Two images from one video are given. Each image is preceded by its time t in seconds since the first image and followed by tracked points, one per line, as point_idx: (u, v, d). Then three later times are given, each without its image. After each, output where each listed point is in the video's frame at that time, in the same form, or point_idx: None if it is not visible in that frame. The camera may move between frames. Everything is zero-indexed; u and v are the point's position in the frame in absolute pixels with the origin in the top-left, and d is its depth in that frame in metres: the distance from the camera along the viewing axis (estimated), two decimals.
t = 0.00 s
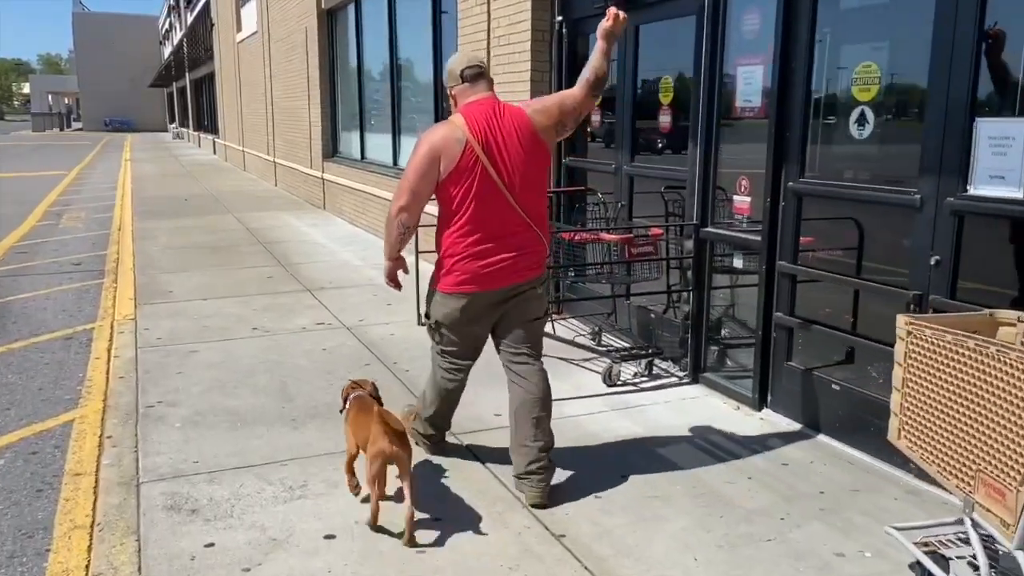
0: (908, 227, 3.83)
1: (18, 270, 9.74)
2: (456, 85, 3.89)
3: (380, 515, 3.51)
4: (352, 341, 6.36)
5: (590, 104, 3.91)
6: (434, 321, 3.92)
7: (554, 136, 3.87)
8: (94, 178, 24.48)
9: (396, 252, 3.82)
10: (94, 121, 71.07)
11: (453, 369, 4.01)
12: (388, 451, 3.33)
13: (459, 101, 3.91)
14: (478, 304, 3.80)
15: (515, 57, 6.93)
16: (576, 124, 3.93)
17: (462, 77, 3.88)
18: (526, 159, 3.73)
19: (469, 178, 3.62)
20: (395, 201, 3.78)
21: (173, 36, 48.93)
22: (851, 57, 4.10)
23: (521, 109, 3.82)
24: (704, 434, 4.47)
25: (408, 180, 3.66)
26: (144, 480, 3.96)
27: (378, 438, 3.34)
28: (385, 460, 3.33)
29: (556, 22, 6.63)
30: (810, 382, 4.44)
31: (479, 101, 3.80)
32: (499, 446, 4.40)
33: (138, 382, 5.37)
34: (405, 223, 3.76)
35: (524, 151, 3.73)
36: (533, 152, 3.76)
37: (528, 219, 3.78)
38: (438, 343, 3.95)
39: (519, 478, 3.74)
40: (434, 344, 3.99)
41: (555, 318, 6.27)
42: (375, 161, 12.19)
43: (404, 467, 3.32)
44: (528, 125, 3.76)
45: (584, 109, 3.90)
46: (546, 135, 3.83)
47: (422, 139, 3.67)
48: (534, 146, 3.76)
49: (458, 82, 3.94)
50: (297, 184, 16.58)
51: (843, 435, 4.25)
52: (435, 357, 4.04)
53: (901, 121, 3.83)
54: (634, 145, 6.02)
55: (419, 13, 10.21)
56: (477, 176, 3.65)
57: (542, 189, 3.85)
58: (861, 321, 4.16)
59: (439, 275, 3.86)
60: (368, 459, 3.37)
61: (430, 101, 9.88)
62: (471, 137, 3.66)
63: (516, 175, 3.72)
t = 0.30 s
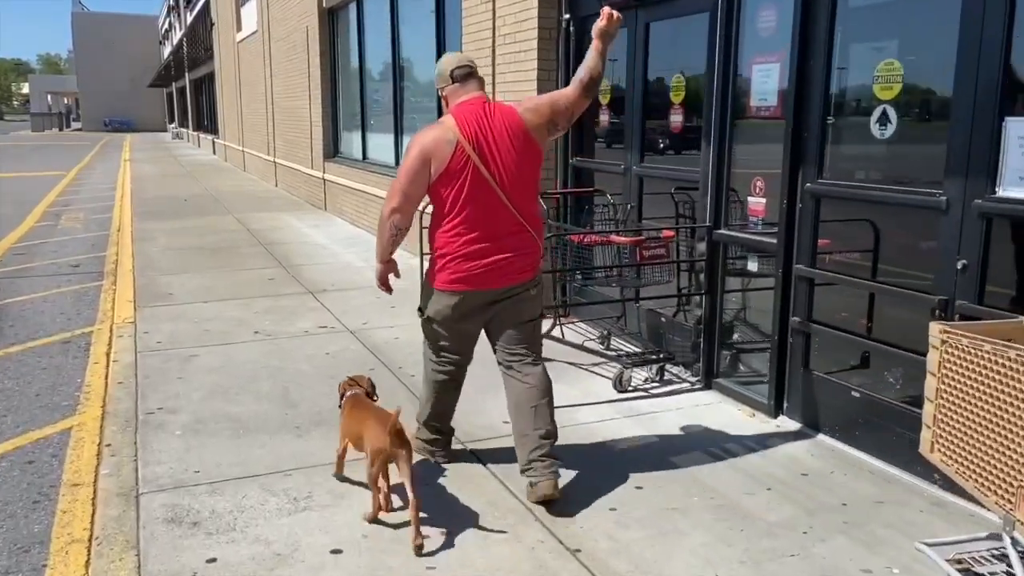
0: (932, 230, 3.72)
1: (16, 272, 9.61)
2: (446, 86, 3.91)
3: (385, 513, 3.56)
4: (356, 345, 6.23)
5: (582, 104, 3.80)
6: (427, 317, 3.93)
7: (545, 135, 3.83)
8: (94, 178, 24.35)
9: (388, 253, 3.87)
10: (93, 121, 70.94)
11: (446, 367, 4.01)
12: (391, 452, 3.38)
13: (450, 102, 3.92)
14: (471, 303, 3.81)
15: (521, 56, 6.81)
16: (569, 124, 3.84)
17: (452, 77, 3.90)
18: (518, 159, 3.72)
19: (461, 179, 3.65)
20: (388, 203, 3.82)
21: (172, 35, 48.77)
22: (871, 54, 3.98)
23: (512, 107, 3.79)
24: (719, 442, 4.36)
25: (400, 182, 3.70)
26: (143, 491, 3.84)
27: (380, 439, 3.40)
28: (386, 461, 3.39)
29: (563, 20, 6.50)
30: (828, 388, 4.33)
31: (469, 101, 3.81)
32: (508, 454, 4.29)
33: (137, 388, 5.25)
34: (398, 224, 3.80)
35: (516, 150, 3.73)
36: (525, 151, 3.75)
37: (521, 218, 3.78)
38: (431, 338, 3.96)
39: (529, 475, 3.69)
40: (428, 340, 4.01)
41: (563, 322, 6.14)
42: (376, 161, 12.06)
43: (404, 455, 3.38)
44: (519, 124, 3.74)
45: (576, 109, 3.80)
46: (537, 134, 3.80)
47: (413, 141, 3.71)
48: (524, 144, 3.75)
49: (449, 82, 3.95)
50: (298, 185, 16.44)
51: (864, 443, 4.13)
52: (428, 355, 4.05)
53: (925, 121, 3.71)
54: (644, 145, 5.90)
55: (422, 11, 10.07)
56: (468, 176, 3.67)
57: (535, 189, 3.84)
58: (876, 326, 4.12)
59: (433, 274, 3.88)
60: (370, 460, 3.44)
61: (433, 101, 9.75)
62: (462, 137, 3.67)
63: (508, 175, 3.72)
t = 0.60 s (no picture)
0: (959, 235, 3.60)
1: (14, 275, 9.47)
2: (441, 84, 3.93)
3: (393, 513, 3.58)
4: (360, 351, 6.11)
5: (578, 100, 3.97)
6: (423, 319, 3.89)
7: (540, 130, 3.89)
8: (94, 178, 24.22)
9: (379, 249, 3.84)
10: (93, 121, 70.79)
11: (445, 369, 3.93)
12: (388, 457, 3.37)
13: (444, 99, 3.94)
14: (468, 302, 3.77)
15: (528, 57, 6.68)
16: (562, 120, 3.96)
17: (445, 74, 3.93)
18: (512, 154, 3.74)
19: (455, 173, 3.65)
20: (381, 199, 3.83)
21: (173, 35, 48.77)
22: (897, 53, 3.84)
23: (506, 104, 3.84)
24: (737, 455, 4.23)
25: (393, 177, 3.71)
26: (144, 506, 3.71)
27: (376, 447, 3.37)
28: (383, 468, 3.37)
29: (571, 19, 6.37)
30: (848, 398, 4.22)
31: (463, 97, 3.85)
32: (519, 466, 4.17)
33: (137, 396, 5.12)
34: (390, 220, 3.79)
35: (510, 146, 3.75)
36: (519, 147, 3.77)
37: (514, 215, 3.77)
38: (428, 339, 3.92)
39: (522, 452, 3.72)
40: (426, 342, 3.96)
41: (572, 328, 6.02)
42: (379, 163, 11.93)
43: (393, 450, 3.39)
44: (512, 120, 3.77)
45: (571, 105, 3.94)
46: (532, 129, 3.85)
47: (407, 137, 3.72)
48: (518, 140, 3.76)
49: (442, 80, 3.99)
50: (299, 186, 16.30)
51: (887, 455, 4.01)
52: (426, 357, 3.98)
53: (953, 122, 3.58)
54: (655, 147, 5.78)
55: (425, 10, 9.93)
56: (462, 171, 3.67)
57: (529, 185, 3.85)
58: (894, 332, 4.05)
59: (427, 272, 3.84)
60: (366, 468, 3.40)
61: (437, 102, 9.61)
62: (455, 132, 3.68)
63: (502, 171, 3.72)
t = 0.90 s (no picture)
0: (1000, 245, 3.44)
1: (12, 281, 9.30)
2: (440, 83, 3.94)
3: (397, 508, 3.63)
4: (366, 361, 5.95)
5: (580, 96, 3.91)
6: (431, 324, 3.82)
7: (540, 128, 3.87)
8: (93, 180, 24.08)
9: (372, 241, 3.85)
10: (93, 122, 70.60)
11: (459, 376, 3.84)
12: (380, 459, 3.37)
13: (443, 98, 3.94)
14: (473, 300, 3.76)
15: (538, 58, 6.53)
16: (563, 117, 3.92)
17: (444, 74, 3.94)
18: (512, 153, 3.74)
19: (454, 171, 3.66)
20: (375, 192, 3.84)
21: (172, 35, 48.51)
22: (930, 55, 3.68)
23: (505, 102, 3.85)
24: (762, 473, 4.06)
25: (389, 172, 3.72)
26: (145, 530, 3.54)
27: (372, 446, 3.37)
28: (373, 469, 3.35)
29: (581, 21, 6.23)
30: (875, 414, 4.06)
31: (461, 95, 3.85)
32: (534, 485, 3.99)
33: (138, 410, 4.96)
34: (383, 213, 3.81)
35: (510, 145, 3.75)
36: (519, 145, 3.77)
37: (514, 213, 3.78)
38: (439, 346, 3.83)
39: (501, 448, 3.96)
40: (435, 350, 3.86)
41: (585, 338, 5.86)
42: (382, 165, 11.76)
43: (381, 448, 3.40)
44: (511, 117, 3.78)
45: (571, 102, 3.88)
46: (532, 127, 3.83)
47: (405, 134, 3.74)
48: (517, 137, 3.76)
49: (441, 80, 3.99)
50: (301, 189, 16.14)
51: (920, 474, 3.84)
52: (436, 366, 3.88)
53: (993, 127, 3.42)
54: (670, 151, 5.62)
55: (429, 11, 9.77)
56: (462, 169, 3.68)
57: (529, 184, 3.85)
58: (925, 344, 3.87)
59: (427, 270, 3.84)
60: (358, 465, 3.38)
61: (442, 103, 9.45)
62: (455, 130, 3.69)
63: (501, 169, 3.73)
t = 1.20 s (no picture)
0: None
1: (10, 284, 9.19)
2: (442, 87, 3.83)
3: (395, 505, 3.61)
4: (370, 368, 5.83)
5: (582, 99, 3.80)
6: (438, 331, 3.69)
7: (542, 132, 3.76)
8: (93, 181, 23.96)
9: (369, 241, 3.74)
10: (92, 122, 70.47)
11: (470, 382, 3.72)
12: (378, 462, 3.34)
13: (444, 102, 3.83)
14: (479, 304, 3.65)
15: (544, 59, 6.42)
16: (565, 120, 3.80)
17: (445, 80, 3.84)
18: (515, 157, 3.64)
19: (457, 175, 3.55)
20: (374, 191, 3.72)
21: (172, 35, 48.41)
22: (955, 56, 3.58)
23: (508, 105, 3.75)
24: (780, 486, 3.94)
25: (390, 172, 3.60)
26: (144, 547, 3.42)
27: (370, 449, 3.34)
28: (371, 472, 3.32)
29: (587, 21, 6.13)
30: (899, 426, 3.93)
31: (463, 99, 3.75)
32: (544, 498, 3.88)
33: (137, 419, 4.84)
34: (382, 214, 3.69)
35: (513, 148, 3.64)
36: (521, 149, 3.67)
37: (517, 217, 3.67)
38: (449, 352, 3.70)
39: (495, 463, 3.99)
40: (444, 356, 3.73)
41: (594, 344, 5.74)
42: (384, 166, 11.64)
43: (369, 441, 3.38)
44: (512, 121, 3.67)
45: (571, 108, 3.77)
46: (534, 130, 3.73)
47: (407, 136, 3.62)
48: (519, 140, 3.66)
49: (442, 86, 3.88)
50: (302, 190, 16.02)
51: (944, 488, 3.73)
52: (446, 373, 3.75)
53: None
54: (682, 153, 5.50)
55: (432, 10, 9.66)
56: (465, 173, 3.56)
57: (532, 188, 3.75)
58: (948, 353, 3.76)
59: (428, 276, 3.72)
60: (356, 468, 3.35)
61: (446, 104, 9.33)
62: (458, 134, 3.58)
63: (504, 172, 3.62)
